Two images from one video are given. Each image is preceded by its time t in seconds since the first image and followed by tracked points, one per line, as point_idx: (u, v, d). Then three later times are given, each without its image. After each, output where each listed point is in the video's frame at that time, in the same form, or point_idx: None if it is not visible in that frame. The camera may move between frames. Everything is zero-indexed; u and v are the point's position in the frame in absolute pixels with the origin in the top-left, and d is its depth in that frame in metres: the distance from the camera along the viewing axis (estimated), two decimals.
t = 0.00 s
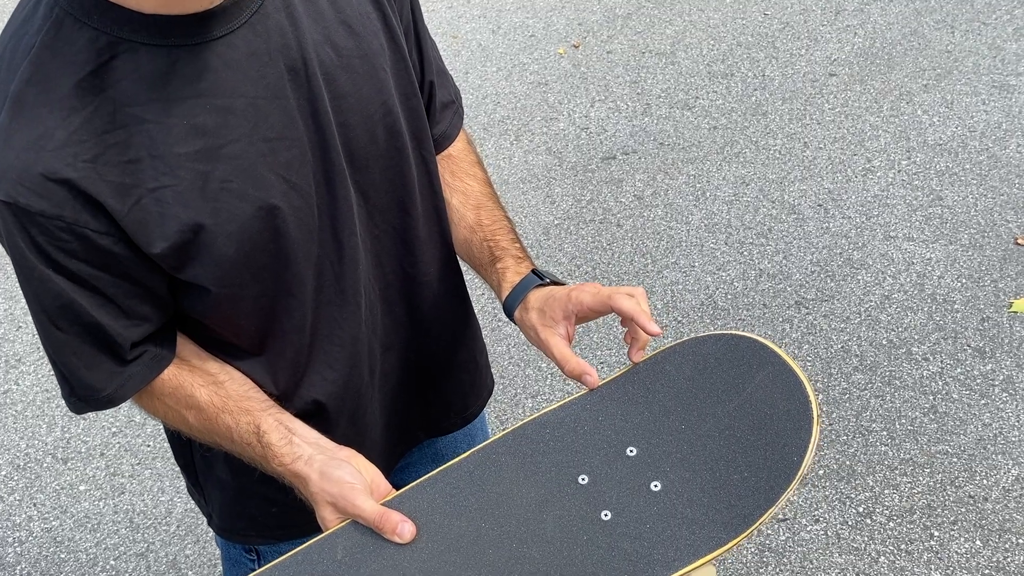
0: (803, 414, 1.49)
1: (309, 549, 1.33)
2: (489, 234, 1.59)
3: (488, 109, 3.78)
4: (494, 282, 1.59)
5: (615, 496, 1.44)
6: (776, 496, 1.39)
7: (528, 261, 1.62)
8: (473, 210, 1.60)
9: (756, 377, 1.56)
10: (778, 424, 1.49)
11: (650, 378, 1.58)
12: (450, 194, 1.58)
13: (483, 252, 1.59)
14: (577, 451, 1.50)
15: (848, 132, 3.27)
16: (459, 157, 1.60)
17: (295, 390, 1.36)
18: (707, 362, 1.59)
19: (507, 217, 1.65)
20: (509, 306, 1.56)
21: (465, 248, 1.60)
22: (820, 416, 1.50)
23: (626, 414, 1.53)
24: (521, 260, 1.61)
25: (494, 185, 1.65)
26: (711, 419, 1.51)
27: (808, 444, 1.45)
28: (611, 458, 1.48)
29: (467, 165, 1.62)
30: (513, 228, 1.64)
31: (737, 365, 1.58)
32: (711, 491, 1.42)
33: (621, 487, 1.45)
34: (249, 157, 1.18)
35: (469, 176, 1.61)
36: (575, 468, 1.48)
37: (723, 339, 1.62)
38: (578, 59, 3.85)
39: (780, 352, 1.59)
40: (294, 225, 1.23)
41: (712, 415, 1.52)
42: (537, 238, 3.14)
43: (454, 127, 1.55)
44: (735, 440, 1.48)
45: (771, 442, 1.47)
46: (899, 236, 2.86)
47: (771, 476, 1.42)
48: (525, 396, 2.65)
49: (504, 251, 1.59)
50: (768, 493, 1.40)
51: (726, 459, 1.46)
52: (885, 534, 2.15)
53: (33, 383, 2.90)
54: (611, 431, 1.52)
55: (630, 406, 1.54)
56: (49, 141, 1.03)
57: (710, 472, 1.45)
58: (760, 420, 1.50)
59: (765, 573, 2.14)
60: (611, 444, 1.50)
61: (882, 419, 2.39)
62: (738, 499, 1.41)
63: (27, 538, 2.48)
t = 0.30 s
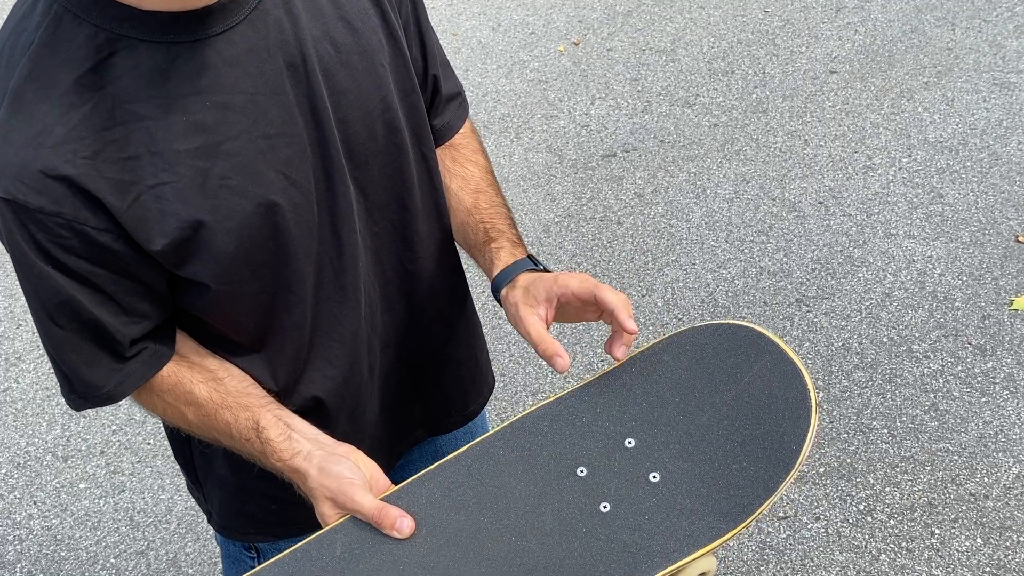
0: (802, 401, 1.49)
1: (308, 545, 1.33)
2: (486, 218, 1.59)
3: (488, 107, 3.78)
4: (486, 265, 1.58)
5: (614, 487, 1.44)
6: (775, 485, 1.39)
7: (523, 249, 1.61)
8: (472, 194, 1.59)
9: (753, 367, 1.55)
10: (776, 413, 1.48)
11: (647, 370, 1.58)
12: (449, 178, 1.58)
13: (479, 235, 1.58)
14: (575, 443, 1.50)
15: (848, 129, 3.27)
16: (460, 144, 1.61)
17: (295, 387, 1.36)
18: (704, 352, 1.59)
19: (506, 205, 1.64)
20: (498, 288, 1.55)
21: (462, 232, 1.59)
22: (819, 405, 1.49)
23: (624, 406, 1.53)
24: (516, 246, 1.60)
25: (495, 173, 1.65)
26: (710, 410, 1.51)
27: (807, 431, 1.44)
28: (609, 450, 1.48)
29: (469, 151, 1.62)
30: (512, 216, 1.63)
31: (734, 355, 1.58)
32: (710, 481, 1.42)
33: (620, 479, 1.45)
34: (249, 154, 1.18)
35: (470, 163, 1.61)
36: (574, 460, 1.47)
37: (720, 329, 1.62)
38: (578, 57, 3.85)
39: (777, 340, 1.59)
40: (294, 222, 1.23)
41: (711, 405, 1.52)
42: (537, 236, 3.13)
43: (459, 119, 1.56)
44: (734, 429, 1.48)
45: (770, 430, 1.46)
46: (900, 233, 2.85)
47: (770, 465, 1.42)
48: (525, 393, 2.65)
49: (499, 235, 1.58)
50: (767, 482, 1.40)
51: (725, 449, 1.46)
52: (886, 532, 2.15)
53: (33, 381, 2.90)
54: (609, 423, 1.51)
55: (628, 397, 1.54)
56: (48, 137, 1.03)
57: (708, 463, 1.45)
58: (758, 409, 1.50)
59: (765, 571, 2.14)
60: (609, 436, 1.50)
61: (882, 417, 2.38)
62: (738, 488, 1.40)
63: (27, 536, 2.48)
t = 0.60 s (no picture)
0: (798, 373, 1.50)
1: (309, 535, 1.33)
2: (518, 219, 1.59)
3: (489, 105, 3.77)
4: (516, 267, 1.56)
5: (614, 466, 1.44)
6: (775, 458, 1.40)
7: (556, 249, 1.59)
8: (505, 193, 1.59)
9: (749, 344, 1.56)
10: (773, 389, 1.50)
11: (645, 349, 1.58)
12: (481, 174, 1.57)
13: (512, 236, 1.58)
14: (575, 425, 1.50)
15: (849, 127, 3.26)
16: (494, 141, 1.60)
17: (295, 383, 1.36)
18: (700, 331, 1.60)
19: (538, 206, 1.64)
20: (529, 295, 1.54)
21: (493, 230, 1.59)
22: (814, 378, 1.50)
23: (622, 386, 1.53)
24: (549, 246, 1.58)
25: (528, 174, 1.65)
26: (707, 388, 1.52)
27: (804, 404, 1.46)
28: (608, 431, 1.48)
29: (503, 149, 1.61)
30: (546, 218, 1.63)
31: (731, 331, 1.59)
32: (710, 458, 1.43)
33: (620, 458, 1.45)
34: (247, 150, 1.18)
35: (504, 161, 1.61)
36: (574, 442, 1.47)
37: (715, 307, 1.63)
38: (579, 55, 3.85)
39: (772, 315, 1.60)
40: (293, 218, 1.23)
41: (709, 382, 1.53)
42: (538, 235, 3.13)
43: (478, 120, 1.56)
44: (732, 406, 1.49)
45: (767, 404, 1.48)
46: (901, 231, 2.85)
47: (768, 439, 1.43)
48: (525, 392, 2.65)
49: (533, 237, 1.58)
50: (767, 456, 1.41)
51: (723, 424, 1.47)
52: (887, 530, 2.15)
53: (33, 379, 2.90)
54: (608, 403, 1.52)
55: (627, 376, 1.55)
56: (47, 132, 1.03)
57: (708, 439, 1.46)
58: (755, 384, 1.51)
59: (766, 570, 2.14)
60: (608, 416, 1.50)
61: (884, 415, 2.38)
62: (737, 463, 1.42)
63: (28, 534, 2.48)
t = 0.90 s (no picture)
0: (792, 367, 1.50)
1: (304, 534, 1.32)
2: (555, 177, 1.60)
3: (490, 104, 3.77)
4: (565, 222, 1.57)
5: (611, 461, 1.44)
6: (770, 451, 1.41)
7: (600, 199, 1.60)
8: (539, 155, 1.60)
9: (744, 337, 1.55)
10: (767, 383, 1.49)
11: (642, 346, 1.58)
12: (509, 142, 1.58)
13: (555, 194, 1.59)
14: (571, 422, 1.50)
15: (851, 126, 3.26)
16: (514, 109, 1.61)
17: (294, 383, 1.36)
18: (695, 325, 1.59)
19: (570, 164, 1.65)
20: (584, 249, 1.54)
21: (535, 192, 1.59)
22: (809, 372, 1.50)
23: (616, 383, 1.54)
24: (593, 197, 1.59)
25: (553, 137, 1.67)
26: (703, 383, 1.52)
27: (798, 397, 1.46)
28: (603, 427, 1.49)
29: (523, 116, 1.63)
30: (581, 173, 1.64)
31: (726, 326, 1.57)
32: (706, 452, 1.43)
33: (616, 453, 1.45)
34: (244, 151, 1.18)
35: (529, 127, 1.63)
36: (570, 438, 1.47)
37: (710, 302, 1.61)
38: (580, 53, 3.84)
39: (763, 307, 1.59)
40: (292, 219, 1.23)
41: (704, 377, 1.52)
42: (539, 234, 3.13)
43: (494, 96, 1.55)
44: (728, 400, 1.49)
45: (762, 398, 1.48)
46: (903, 230, 2.84)
47: (764, 432, 1.43)
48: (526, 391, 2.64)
49: (573, 191, 1.59)
50: (762, 449, 1.41)
51: (718, 418, 1.47)
52: (888, 529, 2.14)
53: (35, 378, 2.90)
54: (603, 399, 1.52)
55: (622, 373, 1.55)
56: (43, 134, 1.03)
57: (703, 434, 1.46)
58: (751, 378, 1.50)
59: (767, 570, 2.14)
60: (604, 413, 1.50)
61: (886, 414, 2.38)
62: (732, 457, 1.42)
63: (29, 533, 2.49)
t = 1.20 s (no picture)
0: (796, 373, 1.50)
1: (307, 536, 1.32)
2: (578, 149, 1.61)
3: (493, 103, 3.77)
4: (597, 189, 1.57)
5: (615, 466, 1.44)
6: (775, 455, 1.40)
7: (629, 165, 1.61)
8: (559, 132, 1.62)
9: (748, 343, 1.56)
10: (771, 390, 1.49)
11: (646, 352, 1.58)
12: (527, 120, 1.60)
13: (582, 165, 1.59)
14: (575, 426, 1.49)
15: (854, 126, 3.25)
16: (525, 90, 1.64)
17: (298, 384, 1.35)
18: (700, 332, 1.59)
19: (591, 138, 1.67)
20: (620, 215, 1.54)
21: (562, 166, 1.60)
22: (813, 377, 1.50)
23: (621, 388, 1.54)
24: (621, 163, 1.60)
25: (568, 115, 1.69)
26: (707, 388, 1.52)
27: (803, 401, 1.46)
28: (608, 431, 1.48)
29: (536, 97, 1.65)
30: (601, 144, 1.65)
31: (729, 332, 1.58)
32: (711, 456, 1.43)
33: (620, 457, 1.45)
34: (249, 151, 1.17)
35: (544, 108, 1.65)
36: (574, 442, 1.47)
37: (713, 309, 1.62)
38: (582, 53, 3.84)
39: (769, 314, 1.59)
40: (297, 219, 1.22)
41: (708, 382, 1.52)
42: (542, 234, 3.13)
43: (503, 82, 1.57)
44: (732, 405, 1.49)
45: (767, 403, 1.48)
46: (906, 230, 2.84)
47: (769, 437, 1.43)
48: (529, 392, 2.64)
49: (598, 160, 1.60)
50: (767, 453, 1.41)
51: (722, 423, 1.47)
52: (893, 530, 2.14)
53: (37, 378, 2.90)
54: (607, 404, 1.52)
55: (626, 379, 1.55)
56: (48, 135, 1.03)
57: (709, 438, 1.45)
58: (755, 383, 1.51)
59: (771, 570, 2.13)
60: (608, 416, 1.50)
61: (889, 415, 2.37)
62: (737, 461, 1.41)
63: (32, 533, 2.48)
